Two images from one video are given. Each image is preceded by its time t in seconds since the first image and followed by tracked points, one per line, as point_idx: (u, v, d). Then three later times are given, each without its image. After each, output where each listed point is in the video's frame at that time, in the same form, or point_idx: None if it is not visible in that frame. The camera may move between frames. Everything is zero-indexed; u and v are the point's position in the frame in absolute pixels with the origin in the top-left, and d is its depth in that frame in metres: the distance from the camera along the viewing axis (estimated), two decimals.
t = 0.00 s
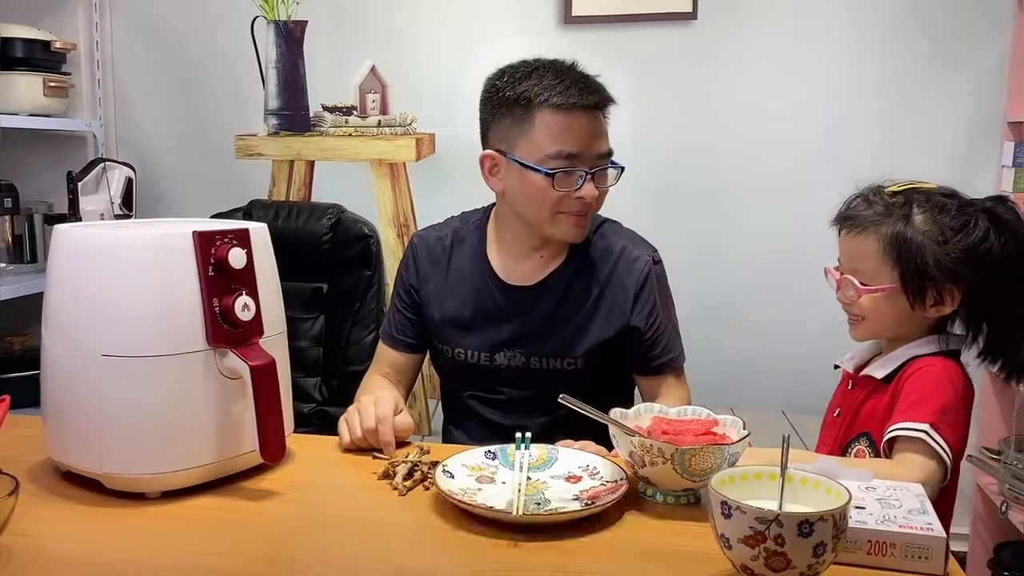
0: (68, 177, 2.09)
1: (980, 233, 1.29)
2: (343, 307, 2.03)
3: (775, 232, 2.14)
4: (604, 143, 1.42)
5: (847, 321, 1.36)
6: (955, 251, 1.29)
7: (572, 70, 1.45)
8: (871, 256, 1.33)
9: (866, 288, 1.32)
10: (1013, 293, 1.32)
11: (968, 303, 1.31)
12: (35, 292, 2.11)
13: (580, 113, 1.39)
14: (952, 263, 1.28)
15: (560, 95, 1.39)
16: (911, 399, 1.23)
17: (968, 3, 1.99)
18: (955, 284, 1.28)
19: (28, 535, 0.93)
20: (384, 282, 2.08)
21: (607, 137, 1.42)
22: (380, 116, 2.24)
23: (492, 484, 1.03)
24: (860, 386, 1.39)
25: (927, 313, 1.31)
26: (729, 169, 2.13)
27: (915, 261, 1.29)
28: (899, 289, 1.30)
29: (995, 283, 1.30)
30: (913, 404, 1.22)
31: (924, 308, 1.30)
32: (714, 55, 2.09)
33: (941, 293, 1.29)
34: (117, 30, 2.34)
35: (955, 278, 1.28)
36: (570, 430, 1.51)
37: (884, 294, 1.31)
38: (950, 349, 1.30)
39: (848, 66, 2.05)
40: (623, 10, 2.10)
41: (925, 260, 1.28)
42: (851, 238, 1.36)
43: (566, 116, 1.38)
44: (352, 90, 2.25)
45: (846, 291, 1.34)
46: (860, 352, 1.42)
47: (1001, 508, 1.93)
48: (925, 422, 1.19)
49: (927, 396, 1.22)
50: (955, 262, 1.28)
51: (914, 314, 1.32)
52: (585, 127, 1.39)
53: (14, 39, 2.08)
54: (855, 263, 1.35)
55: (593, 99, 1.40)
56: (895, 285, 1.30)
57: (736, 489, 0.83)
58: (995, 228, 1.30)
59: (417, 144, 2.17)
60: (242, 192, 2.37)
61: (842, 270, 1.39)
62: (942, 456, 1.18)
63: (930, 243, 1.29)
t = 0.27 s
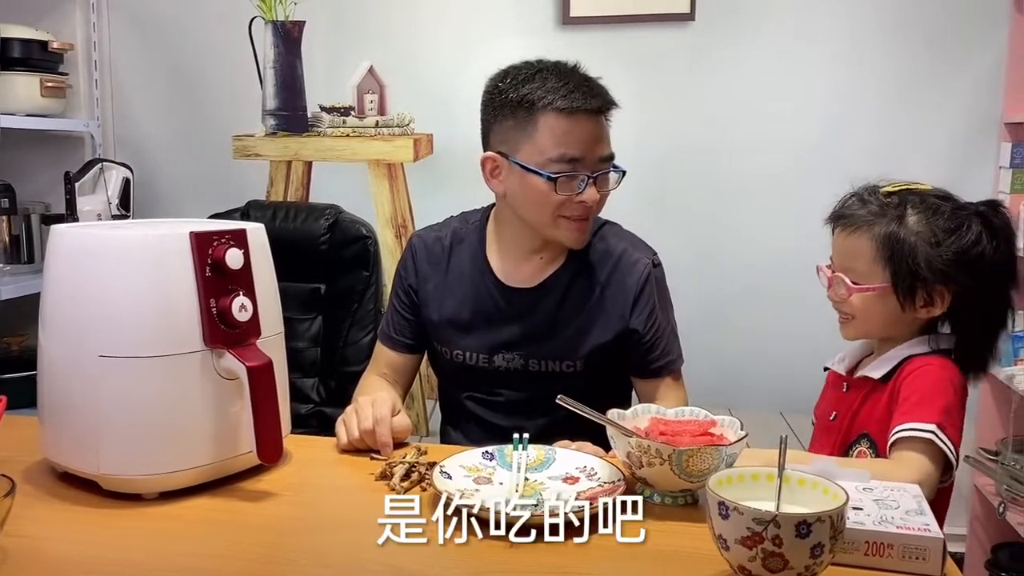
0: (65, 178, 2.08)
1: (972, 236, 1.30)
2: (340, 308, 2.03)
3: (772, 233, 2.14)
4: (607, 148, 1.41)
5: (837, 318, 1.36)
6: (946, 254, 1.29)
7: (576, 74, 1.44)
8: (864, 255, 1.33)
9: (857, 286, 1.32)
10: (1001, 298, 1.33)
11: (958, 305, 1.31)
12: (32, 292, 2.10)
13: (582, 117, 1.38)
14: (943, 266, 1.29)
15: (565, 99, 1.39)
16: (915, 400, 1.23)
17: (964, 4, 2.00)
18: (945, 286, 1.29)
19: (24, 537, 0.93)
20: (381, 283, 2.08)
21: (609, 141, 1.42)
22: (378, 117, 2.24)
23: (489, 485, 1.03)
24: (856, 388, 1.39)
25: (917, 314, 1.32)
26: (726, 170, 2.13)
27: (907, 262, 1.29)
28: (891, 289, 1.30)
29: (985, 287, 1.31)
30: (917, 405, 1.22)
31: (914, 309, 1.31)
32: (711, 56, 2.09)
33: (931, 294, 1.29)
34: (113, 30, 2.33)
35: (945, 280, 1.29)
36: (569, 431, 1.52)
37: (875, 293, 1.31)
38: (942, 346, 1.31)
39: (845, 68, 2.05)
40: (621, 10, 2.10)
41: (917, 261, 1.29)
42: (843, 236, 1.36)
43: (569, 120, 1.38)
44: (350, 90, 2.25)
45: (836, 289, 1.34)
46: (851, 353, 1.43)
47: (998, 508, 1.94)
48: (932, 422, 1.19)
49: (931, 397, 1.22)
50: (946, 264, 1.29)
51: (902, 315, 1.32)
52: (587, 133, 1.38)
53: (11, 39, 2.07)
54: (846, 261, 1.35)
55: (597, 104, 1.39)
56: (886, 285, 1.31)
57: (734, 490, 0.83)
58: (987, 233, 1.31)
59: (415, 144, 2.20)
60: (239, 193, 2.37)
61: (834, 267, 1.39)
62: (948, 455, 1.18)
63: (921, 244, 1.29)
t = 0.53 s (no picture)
0: (63, 178, 2.08)
1: (964, 245, 1.30)
2: (339, 308, 2.03)
3: (771, 234, 2.14)
4: (615, 145, 1.42)
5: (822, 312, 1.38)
6: (935, 259, 1.29)
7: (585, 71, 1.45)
8: (854, 250, 1.34)
9: (843, 280, 1.34)
10: (993, 307, 1.33)
11: (944, 312, 1.32)
12: (30, 293, 2.10)
13: (594, 113, 1.39)
14: (932, 271, 1.29)
15: (575, 95, 1.39)
16: (914, 401, 1.22)
17: (963, 5, 2.00)
18: (929, 291, 1.29)
19: (22, 538, 0.93)
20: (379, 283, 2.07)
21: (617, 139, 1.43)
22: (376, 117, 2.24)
23: (488, 486, 1.03)
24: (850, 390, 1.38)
25: (897, 315, 1.32)
26: (725, 171, 2.13)
27: (894, 262, 1.30)
28: (874, 286, 1.31)
29: (971, 295, 1.31)
30: (916, 406, 1.21)
31: (896, 310, 1.31)
32: (710, 56, 2.09)
33: (914, 298, 1.29)
34: (111, 29, 2.33)
35: (930, 285, 1.29)
36: (569, 432, 1.51)
37: (859, 288, 1.32)
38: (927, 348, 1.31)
39: (843, 68, 2.06)
40: (620, 11, 2.10)
41: (904, 263, 1.29)
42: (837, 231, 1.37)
43: (581, 117, 1.39)
44: (348, 90, 2.25)
45: (824, 281, 1.36)
46: (840, 354, 1.43)
47: (996, 508, 1.94)
48: (934, 424, 1.18)
49: (931, 398, 1.22)
50: (933, 270, 1.29)
51: (885, 314, 1.32)
52: (597, 129, 1.39)
53: (9, 38, 2.07)
54: (838, 255, 1.37)
55: (606, 99, 1.40)
56: (871, 283, 1.32)
57: (733, 491, 0.83)
58: (984, 243, 1.31)
59: (414, 145, 2.20)
60: (237, 193, 2.36)
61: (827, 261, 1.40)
62: (948, 454, 1.19)
63: (912, 248, 1.30)
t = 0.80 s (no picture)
0: (61, 177, 2.08)
1: (960, 249, 1.30)
2: (338, 307, 2.02)
3: (770, 233, 2.14)
4: (628, 152, 1.42)
5: (812, 305, 1.38)
6: (929, 260, 1.29)
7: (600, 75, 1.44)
8: (849, 246, 1.34)
9: (836, 275, 1.34)
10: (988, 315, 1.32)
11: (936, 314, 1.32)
12: (28, 292, 2.10)
13: (609, 119, 1.39)
14: (928, 273, 1.29)
15: (590, 100, 1.39)
16: (912, 401, 1.22)
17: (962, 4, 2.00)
18: (920, 292, 1.29)
19: (20, 538, 0.92)
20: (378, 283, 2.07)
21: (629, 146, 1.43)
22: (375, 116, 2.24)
23: (487, 485, 1.03)
24: (842, 389, 1.37)
25: (887, 314, 1.32)
26: (724, 170, 2.13)
27: (889, 261, 1.30)
28: (865, 283, 1.32)
29: (965, 299, 1.31)
30: (914, 405, 1.22)
31: (885, 308, 1.32)
32: (709, 56, 2.09)
33: (905, 298, 1.30)
34: (109, 28, 2.33)
35: (922, 287, 1.29)
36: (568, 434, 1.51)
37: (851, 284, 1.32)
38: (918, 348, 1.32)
39: (842, 68, 2.06)
40: (618, 11, 2.10)
41: (898, 262, 1.29)
42: (835, 225, 1.37)
43: (596, 122, 1.38)
44: (347, 90, 2.25)
45: (816, 275, 1.36)
46: (828, 352, 1.43)
47: (995, 508, 1.94)
48: (933, 425, 1.19)
49: (929, 398, 1.22)
50: (928, 272, 1.29)
51: (873, 312, 1.33)
52: (610, 135, 1.39)
53: (7, 37, 2.07)
54: (833, 249, 1.37)
55: (620, 105, 1.40)
56: (863, 280, 1.32)
57: (733, 491, 0.82)
58: (983, 248, 1.31)
59: (412, 144, 2.20)
60: (236, 193, 2.36)
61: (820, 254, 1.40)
62: (946, 454, 1.19)
63: (909, 248, 1.29)
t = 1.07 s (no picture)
0: (60, 176, 2.07)
1: (959, 253, 1.31)
2: (337, 307, 2.02)
3: (770, 233, 2.14)
4: (634, 160, 1.43)
5: (805, 295, 1.37)
6: (932, 263, 1.30)
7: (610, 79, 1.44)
8: (853, 240, 1.33)
9: (839, 266, 1.33)
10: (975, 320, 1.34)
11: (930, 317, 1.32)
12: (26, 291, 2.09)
13: (616, 125, 1.39)
14: (927, 275, 1.30)
15: (596, 104, 1.39)
16: (909, 407, 1.22)
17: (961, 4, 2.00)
18: (918, 293, 1.30)
19: (20, 537, 0.92)
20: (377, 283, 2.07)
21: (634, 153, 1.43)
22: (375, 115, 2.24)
23: (487, 485, 1.03)
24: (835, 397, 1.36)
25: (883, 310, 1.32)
26: (724, 170, 2.13)
27: (894, 259, 1.30)
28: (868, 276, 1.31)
29: (959, 304, 1.32)
30: (910, 411, 1.22)
31: (880, 305, 1.32)
32: (708, 56, 2.09)
33: (904, 297, 1.30)
34: (109, 28, 2.33)
35: (922, 288, 1.30)
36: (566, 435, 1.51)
37: (852, 277, 1.32)
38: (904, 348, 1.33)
39: (842, 68, 2.06)
40: (618, 10, 2.10)
41: (903, 263, 1.29)
42: (838, 218, 1.36)
43: (603, 127, 1.38)
44: (347, 89, 2.25)
45: (817, 264, 1.34)
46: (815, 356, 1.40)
47: (994, 507, 1.94)
48: (930, 430, 1.19)
49: (926, 404, 1.22)
50: (929, 274, 1.29)
51: (867, 307, 1.33)
52: (618, 141, 1.39)
53: (6, 36, 2.07)
54: (833, 240, 1.35)
55: (628, 110, 1.40)
56: (866, 274, 1.31)
57: (733, 491, 0.82)
58: (976, 258, 1.33)
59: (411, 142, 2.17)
60: (235, 192, 2.36)
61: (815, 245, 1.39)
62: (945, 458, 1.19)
63: (914, 250, 1.30)
